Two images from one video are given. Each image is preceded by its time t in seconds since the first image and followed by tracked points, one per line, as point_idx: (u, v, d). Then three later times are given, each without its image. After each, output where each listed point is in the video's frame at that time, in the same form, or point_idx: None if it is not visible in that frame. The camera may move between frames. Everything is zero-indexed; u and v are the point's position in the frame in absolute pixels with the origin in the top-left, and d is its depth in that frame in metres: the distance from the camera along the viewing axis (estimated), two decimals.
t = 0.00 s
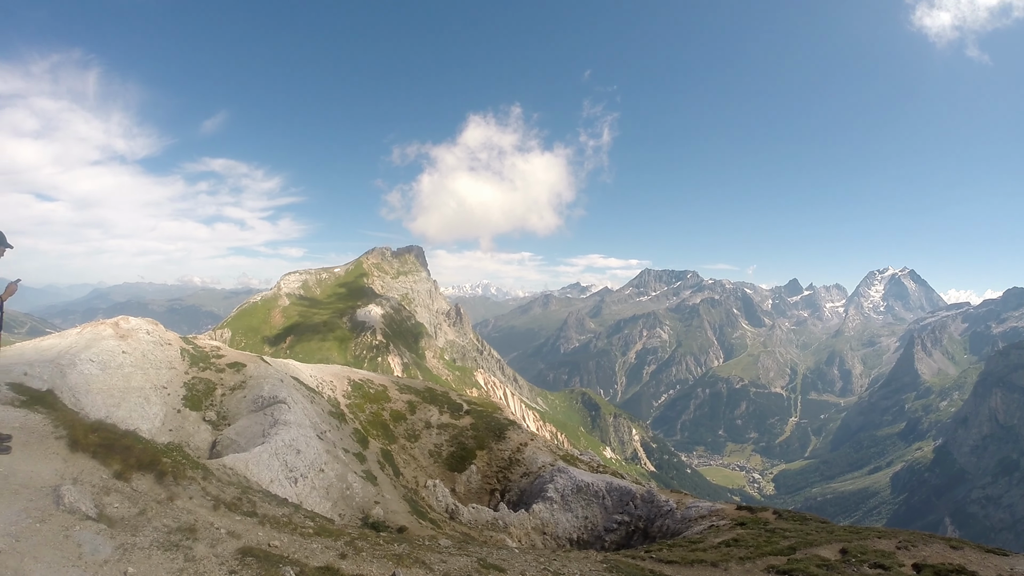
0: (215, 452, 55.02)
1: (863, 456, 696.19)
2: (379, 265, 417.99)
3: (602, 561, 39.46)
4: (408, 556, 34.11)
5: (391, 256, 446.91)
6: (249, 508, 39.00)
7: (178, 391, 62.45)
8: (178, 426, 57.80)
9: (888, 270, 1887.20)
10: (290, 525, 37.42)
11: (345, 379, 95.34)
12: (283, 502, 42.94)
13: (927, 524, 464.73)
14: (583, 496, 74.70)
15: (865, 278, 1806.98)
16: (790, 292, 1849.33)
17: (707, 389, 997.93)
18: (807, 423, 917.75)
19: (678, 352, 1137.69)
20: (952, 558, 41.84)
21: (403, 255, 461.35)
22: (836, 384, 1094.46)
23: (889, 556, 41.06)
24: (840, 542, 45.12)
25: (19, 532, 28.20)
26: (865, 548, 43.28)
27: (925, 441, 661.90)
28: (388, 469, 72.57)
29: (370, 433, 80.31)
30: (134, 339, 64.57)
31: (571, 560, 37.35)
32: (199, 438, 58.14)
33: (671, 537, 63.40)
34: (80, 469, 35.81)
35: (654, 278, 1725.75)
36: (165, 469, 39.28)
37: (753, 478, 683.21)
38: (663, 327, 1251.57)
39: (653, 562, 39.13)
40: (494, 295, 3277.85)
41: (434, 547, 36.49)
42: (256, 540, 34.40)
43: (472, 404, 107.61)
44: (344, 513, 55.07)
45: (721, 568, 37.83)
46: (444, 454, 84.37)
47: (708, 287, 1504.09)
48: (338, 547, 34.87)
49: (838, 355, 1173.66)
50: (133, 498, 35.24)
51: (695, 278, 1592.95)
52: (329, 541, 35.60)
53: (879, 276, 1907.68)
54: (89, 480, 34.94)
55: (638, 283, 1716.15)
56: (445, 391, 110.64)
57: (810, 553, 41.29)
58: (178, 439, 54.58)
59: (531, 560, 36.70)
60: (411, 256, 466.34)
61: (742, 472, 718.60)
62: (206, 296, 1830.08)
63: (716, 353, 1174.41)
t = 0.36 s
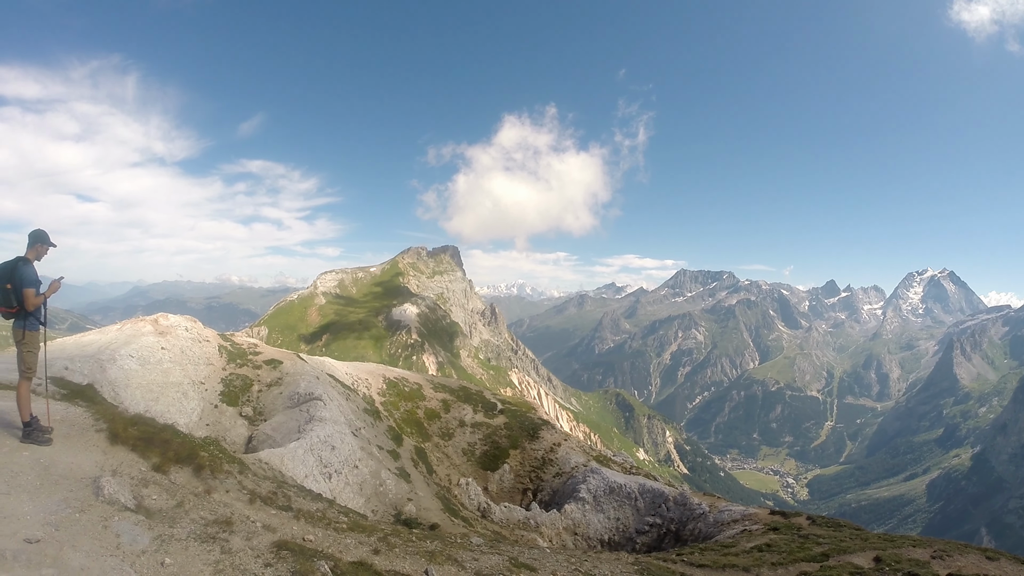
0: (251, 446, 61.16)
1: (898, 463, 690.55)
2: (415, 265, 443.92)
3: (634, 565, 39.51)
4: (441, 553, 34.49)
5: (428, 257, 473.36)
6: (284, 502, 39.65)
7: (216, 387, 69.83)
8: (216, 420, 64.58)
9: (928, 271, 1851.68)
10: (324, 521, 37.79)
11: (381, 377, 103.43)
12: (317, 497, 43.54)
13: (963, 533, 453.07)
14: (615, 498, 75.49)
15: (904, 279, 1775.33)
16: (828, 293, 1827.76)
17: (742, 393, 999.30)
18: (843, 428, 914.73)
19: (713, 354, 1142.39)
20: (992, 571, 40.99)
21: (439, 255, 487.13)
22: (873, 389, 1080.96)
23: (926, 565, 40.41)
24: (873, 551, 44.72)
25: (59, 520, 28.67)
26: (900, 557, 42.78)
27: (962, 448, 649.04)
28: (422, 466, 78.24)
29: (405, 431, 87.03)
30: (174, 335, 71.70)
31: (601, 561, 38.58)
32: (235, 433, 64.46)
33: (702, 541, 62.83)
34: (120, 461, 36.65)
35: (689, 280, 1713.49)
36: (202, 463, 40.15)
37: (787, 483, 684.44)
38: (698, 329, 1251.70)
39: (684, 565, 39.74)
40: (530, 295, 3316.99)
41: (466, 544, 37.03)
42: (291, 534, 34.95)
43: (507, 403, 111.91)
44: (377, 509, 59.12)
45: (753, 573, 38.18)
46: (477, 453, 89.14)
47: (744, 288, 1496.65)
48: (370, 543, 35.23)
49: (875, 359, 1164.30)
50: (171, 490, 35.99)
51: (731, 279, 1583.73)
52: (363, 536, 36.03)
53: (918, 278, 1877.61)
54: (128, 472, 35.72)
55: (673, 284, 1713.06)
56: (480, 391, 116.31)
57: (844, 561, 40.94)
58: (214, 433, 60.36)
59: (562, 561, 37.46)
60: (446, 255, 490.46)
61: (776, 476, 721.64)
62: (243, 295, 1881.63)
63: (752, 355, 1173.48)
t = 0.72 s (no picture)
0: (282, 446, 62.82)
1: (930, 473, 677.29)
2: (445, 268, 451.33)
3: (661, 571, 39.33)
4: (469, 556, 34.63)
5: (458, 260, 480.48)
6: (315, 502, 40.02)
7: (247, 386, 72.26)
8: (247, 420, 67.07)
9: (965, 276, 1811.28)
10: (352, 521, 38.20)
11: (411, 380, 105.56)
12: (346, 497, 43.84)
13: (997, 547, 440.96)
14: (643, 503, 75.00)
15: (938, 284, 1740.77)
16: (860, 298, 1799.67)
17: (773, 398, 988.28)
18: (875, 436, 901.76)
19: (744, 359, 1135.35)
20: None
21: (469, 258, 493.39)
22: (905, 397, 1064.36)
23: None
24: (905, 562, 43.63)
25: (92, 516, 29.20)
26: (933, 568, 41.77)
27: (997, 458, 631.39)
28: (450, 469, 79.64)
29: (434, 434, 88.69)
30: (208, 336, 74.58)
31: (629, 569, 38.47)
32: (266, 433, 66.65)
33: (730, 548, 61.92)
34: (154, 459, 37.43)
35: (720, 284, 1704.48)
36: (235, 462, 40.83)
37: (817, 492, 677.88)
38: (729, 333, 1244.30)
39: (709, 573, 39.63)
40: (559, 298, 3334.99)
41: (494, 548, 37.02)
42: (321, 533, 35.29)
43: (536, 407, 112.50)
44: (405, 510, 60.23)
45: None
46: (506, 456, 89.84)
47: (776, 293, 1481.11)
48: (399, 544, 35.55)
49: (908, 365, 1144.77)
50: (203, 488, 36.53)
51: (763, 284, 1568.26)
52: (391, 537, 36.29)
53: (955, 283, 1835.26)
54: (160, 471, 36.32)
55: (705, 289, 1706.27)
56: (509, 394, 117.14)
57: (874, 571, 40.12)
58: (244, 433, 62.89)
59: (590, 566, 37.71)
60: (476, 259, 496.28)
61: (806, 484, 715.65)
62: (277, 297, 1922.66)
63: (783, 361, 1161.83)
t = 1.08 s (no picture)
0: (315, 448, 63.94)
1: (966, 469, 661.98)
2: (475, 270, 455.80)
3: (695, 570, 39.13)
4: (503, 556, 34.66)
5: (488, 261, 484.64)
6: (349, 504, 40.45)
7: (281, 390, 73.89)
8: (280, 422, 68.40)
9: (1003, 267, 1766.83)
10: (387, 521, 38.54)
11: (443, 382, 106.68)
12: (380, 499, 44.34)
13: None
14: (676, 503, 74.59)
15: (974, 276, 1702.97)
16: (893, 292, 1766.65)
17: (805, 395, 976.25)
18: (910, 432, 887.21)
19: (776, 356, 1125.85)
20: None
21: (498, 259, 497.16)
22: (940, 392, 1045.05)
23: None
24: (941, 562, 42.75)
25: (131, 518, 29.86)
26: (970, 568, 40.90)
27: None
28: (482, 469, 80.32)
29: (466, 434, 89.71)
30: (241, 340, 76.91)
31: (663, 568, 38.39)
32: (300, 435, 68.13)
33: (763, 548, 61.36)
34: (190, 461, 38.15)
35: (751, 280, 1692.08)
36: (270, 464, 41.40)
37: (851, 490, 670.88)
38: (760, 330, 1233.36)
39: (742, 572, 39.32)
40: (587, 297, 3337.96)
41: (528, 548, 37.00)
42: (355, 535, 35.67)
43: (568, 406, 112.47)
44: (438, 510, 61.11)
45: None
46: (538, 456, 90.08)
47: (807, 288, 1460.28)
48: (434, 545, 35.72)
49: (943, 360, 1124.16)
50: (239, 490, 37.13)
51: (794, 279, 1551.21)
52: (425, 537, 36.45)
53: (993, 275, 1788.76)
54: (197, 473, 37.12)
55: (735, 285, 1695.14)
56: (540, 394, 117.41)
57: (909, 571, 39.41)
58: (278, 436, 64.68)
59: (624, 565, 37.67)
60: (506, 260, 499.41)
61: (841, 483, 708.42)
62: (310, 301, 1960.43)
63: (816, 357, 1145.40)
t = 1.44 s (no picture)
0: (336, 448, 64.48)
1: (988, 469, 651.91)
2: (493, 269, 456.53)
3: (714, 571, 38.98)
4: (522, 555, 34.78)
5: (507, 260, 485.18)
6: (369, 502, 40.77)
7: (301, 390, 74.73)
8: (300, 422, 69.22)
9: None
10: (407, 520, 38.79)
11: (462, 381, 107.13)
12: (399, 498, 44.65)
13: None
14: (694, 502, 74.29)
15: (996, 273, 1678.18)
16: (914, 289, 1742.51)
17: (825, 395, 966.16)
18: (931, 431, 878.60)
19: (796, 354, 1118.02)
20: None
21: (517, 258, 497.18)
22: (962, 391, 1033.15)
23: None
24: (962, 564, 42.17)
25: (154, 516, 30.36)
26: (993, 570, 40.21)
27: None
28: (501, 468, 80.68)
29: (485, 433, 90.11)
30: (261, 340, 78.02)
31: (682, 568, 38.21)
32: (320, 434, 68.80)
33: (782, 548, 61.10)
34: (212, 461, 38.62)
35: (770, 278, 1680.77)
36: (291, 463, 41.81)
37: (871, 491, 665.60)
38: (780, 329, 1224.00)
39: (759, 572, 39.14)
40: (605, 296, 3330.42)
41: (547, 547, 37.09)
42: (377, 534, 35.89)
43: (586, 406, 112.35)
44: (457, 510, 61.63)
45: None
46: (557, 456, 90.12)
47: (826, 285, 1443.73)
48: (454, 543, 36.02)
49: (964, 359, 1111.91)
50: (261, 489, 37.56)
51: (814, 277, 1537.66)
52: (445, 536, 36.71)
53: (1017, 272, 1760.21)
54: (218, 471, 37.56)
55: (755, 284, 1686.05)
56: (559, 393, 117.50)
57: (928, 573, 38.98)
58: (299, 434, 65.38)
59: (643, 565, 37.60)
60: (524, 259, 499.44)
61: (860, 483, 703.53)
62: (329, 301, 1977.62)
63: (836, 356, 1133.55)
